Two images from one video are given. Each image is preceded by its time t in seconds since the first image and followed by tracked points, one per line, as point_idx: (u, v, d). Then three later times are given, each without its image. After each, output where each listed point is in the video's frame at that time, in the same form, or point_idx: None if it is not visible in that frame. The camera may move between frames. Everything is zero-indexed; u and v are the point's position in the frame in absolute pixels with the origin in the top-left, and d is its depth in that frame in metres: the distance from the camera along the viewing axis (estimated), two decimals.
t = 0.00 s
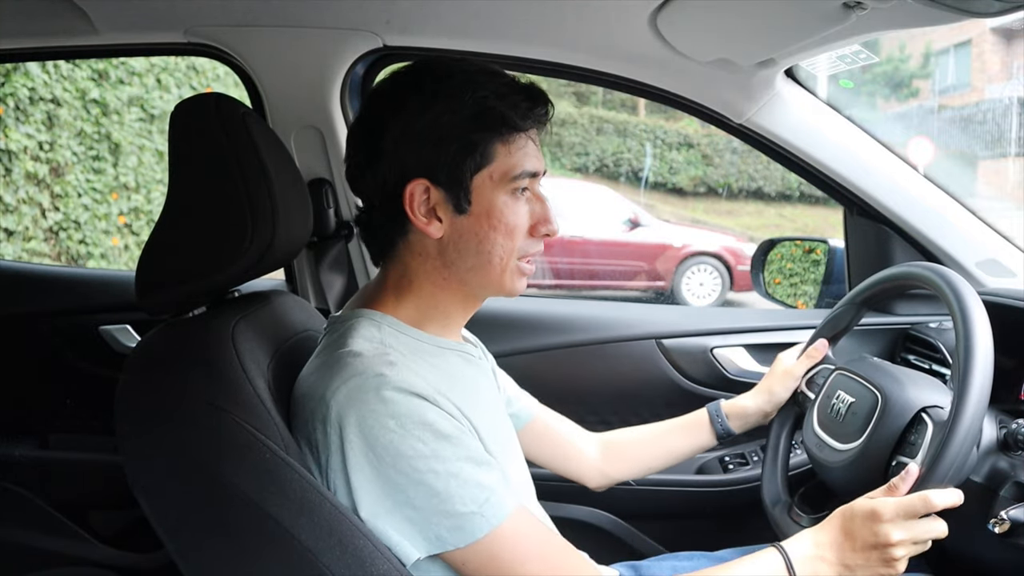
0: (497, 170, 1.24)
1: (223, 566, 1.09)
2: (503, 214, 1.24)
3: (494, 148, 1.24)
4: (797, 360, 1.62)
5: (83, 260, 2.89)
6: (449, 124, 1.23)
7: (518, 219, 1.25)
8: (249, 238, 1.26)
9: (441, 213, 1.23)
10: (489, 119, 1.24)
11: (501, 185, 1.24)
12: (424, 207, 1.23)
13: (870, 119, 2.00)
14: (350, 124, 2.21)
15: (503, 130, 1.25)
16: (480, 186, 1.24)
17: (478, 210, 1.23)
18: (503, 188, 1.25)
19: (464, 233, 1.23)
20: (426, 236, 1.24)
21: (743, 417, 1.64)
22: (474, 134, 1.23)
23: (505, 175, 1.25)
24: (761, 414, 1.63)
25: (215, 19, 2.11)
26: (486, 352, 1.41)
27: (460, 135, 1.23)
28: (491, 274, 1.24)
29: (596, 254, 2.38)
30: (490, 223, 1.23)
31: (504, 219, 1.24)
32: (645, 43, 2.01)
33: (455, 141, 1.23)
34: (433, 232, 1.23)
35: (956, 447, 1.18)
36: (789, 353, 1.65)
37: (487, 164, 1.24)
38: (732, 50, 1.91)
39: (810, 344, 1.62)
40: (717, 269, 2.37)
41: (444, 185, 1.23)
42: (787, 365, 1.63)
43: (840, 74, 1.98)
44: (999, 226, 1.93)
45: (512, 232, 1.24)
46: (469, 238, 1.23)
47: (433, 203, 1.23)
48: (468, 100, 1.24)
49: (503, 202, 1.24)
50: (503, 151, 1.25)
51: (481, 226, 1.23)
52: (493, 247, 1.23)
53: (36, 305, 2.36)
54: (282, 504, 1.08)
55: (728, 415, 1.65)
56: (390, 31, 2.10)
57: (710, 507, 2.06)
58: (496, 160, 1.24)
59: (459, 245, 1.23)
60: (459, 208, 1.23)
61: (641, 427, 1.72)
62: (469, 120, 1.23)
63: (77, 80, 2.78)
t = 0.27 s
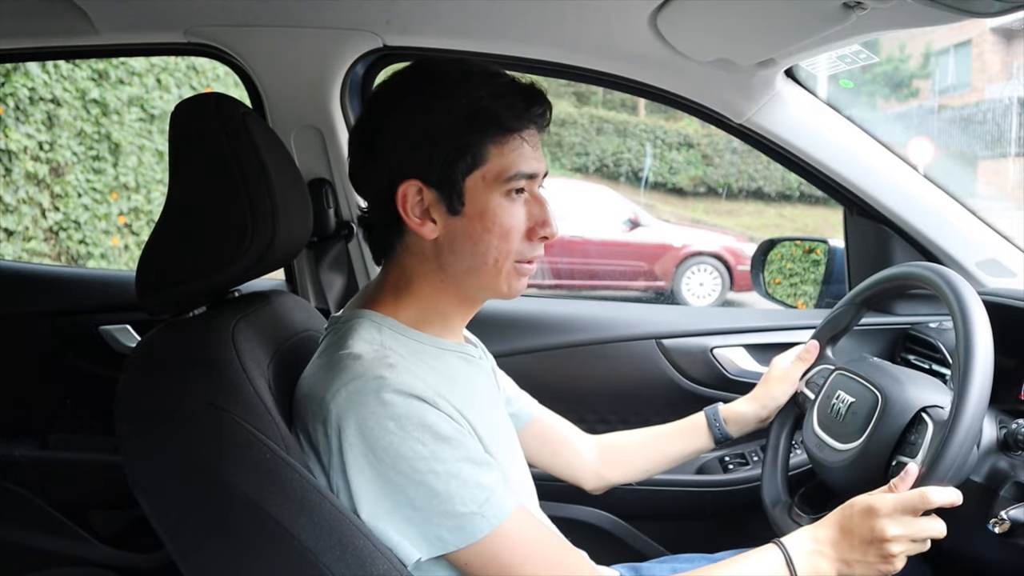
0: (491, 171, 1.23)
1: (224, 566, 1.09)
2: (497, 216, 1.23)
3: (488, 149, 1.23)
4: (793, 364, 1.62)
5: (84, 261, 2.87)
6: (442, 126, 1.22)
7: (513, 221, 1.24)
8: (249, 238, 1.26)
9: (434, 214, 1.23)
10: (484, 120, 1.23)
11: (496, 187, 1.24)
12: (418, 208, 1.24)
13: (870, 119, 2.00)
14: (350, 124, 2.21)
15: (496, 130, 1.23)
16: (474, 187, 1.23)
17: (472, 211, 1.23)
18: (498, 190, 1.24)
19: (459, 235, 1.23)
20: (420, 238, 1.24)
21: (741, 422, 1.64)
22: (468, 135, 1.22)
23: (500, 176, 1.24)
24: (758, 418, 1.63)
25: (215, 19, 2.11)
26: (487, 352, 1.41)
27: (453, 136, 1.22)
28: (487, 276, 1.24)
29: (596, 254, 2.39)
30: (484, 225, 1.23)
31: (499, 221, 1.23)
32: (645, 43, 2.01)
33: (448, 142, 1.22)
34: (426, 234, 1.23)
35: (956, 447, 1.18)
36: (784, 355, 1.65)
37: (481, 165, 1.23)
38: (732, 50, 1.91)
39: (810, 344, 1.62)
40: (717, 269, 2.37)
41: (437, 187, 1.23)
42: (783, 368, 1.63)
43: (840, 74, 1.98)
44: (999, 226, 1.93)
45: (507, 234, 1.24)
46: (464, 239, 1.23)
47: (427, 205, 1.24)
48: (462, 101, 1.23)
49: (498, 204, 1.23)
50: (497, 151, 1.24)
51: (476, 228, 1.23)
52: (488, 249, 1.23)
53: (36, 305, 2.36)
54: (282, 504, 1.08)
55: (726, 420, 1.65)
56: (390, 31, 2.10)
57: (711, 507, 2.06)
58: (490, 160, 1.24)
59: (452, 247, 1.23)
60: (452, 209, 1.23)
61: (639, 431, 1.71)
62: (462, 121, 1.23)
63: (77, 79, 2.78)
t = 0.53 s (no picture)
0: (450, 169, 1.24)
1: (223, 566, 1.09)
2: (453, 215, 1.24)
3: (447, 147, 1.24)
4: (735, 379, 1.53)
5: (83, 261, 2.91)
6: (416, 125, 1.27)
7: (475, 224, 1.24)
8: (249, 238, 1.26)
9: (405, 210, 1.29)
10: (447, 118, 1.24)
11: (455, 185, 1.24)
12: (395, 204, 1.30)
13: (870, 119, 2.00)
14: (350, 124, 2.21)
15: (462, 132, 1.24)
16: (432, 185, 1.25)
17: (431, 208, 1.26)
18: (456, 189, 1.24)
19: (423, 230, 1.26)
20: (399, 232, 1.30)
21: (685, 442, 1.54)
22: (430, 133, 1.25)
23: (460, 176, 1.24)
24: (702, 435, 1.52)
25: (215, 19, 2.11)
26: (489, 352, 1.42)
27: (421, 134, 1.26)
28: (451, 279, 1.24)
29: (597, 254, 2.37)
30: (441, 222, 1.25)
31: (458, 218, 1.24)
32: (645, 43, 2.01)
33: (421, 147, 1.26)
34: (399, 227, 1.29)
35: (956, 447, 1.19)
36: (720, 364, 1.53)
37: (439, 163, 1.25)
38: (732, 50, 1.91)
39: (810, 345, 1.62)
40: (717, 269, 2.37)
41: (408, 186, 1.28)
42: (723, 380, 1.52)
43: (840, 74, 1.98)
44: (999, 226, 1.93)
45: (462, 232, 1.24)
46: (426, 235, 1.26)
47: (400, 201, 1.29)
48: (433, 101, 1.26)
49: (456, 202, 1.24)
50: (465, 154, 1.24)
51: (433, 225, 1.25)
52: (444, 246, 1.24)
53: (35, 305, 2.36)
54: (280, 504, 1.08)
55: (671, 442, 1.55)
56: (390, 30, 2.10)
57: (711, 507, 2.06)
58: (450, 159, 1.24)
59: (418, 242, 1.27)
60: (417, 206, 1.27)
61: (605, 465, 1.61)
62: (430, 121, 1.25)
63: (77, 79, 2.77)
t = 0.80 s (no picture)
0: (456, 162, 1.25)
1: (223, 566, 1.09)
2: (459, 206, 1.25)
3: (456, 141, 1.25)
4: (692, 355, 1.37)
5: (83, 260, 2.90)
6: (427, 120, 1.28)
7: (479, 217, 1.24)
8: (249, 239, 1.26)
9: (415, 205, 1.30)
10: (456, 113, 1.25)
11: (460, 178, 1.25)
12: (405, 198, 1.31)
13: (870, 119, 2.00)
14: (350, 124, 2.21)
15: (472, 125, 1.25)
16: (440, 178, 1.26)
17: (439, 200, 1.26)
18: (463, 182, 1.25)
19: (430, 224, 1.27)
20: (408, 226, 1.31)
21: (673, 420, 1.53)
22: (440, 128, 1.26)
23: (466, 168, 1.25)
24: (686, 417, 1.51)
25: (215, 19, 2.11)
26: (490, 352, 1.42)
27: (430, 128, 1.27)
28: (454, 271, 1.24)
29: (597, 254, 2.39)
30: (447, 214, 1.25)
31: (464, 210, 1.24)
32: (645, 44, 2.01)
33: (431, 140, 1.27)
34: (409, 221, 1.31)
35: (957, 446, 1.19)
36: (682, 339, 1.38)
37: (448, 156, 1.26)
38: (732, 50, 1.91)
39: (809, 345, 1.62)
40: (717, 269, 2.38)
41: (417, 180, 1.30)
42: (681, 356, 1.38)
43: (840, 74, 1.98)
44: (999, 226, 1.94)
45: (468, 224, 1.24)
46: (434, 228, 1.27)
47: (409, 195, 1.31)
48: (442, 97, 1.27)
49: (462, 194, 1.25)
50: (474, 147, 1.25)
51: (441, 217, 1.26)
52: (451, 237, 1.24)
53: (36, 305, 2.36)
54: (281, 503, 1.08)
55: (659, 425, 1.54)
56: (390, 31, 2.10)
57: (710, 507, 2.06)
58: (457, 152, 1.25)
59: (425, 235, 1.28)
60: (426, 199, 1.28)
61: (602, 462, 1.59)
62: (439, 116, 1.27)
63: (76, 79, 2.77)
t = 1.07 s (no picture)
0: (441, 162, 1.25)
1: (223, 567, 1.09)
2: (446, 206, 1.25)
3: (441, 140, 1.25)
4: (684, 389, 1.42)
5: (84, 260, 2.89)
6: (409, 118, 1.27)
7: (466, 218, 1.25)
8: (249, 239, 1.26)
9: (398, 207, 1.29)
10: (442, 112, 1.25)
11: (445, 178, 1.25)
12: (388, 201, 1.31)
13: (870, 119, 2.00)
14: (350, 124, 2.21)
15: (454, 124, 1.25)
16: (424, 177, 1.26)
17: (423, 201, 1.26)
18: (448, 181, 1.25)
19: (416, 226, 1.27)
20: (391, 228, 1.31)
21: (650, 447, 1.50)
22: (425, 127, 1.26)
23: (450, 167, 1.25)
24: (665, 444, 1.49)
25: (214, 19, 2.11)
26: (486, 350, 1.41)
27: (413, 128, 1.26)
28: (442, 272, 1.25)
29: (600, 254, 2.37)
30: (433, 214, 1.25)
31: (450, 210, 1.25)
32: (645, 44, 2.01)
33: (413, 140, 1.27)
34: (393, 223, 1.30)
35: (956, 449, 1.19)
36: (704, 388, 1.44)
37: (432, 156, 1.26)
38: (733, 50, 1.91)
39: (810, 345, 1.62)
40: (717, 269, 2.37)
41: (401, 182, 1.29)
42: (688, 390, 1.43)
43: (839, 74, 1.97)
44: (1001, 226, 1.93)
45: (454, 224, 1.24)
46: (419, 229, 1.26)
47: (391, 197, 1.30)
48: (427, 95, 1.26)
49: (448, 193, 1.25)
50: (456, 146, 1.25)
51: (427, 218, 1.26)
52: (437, 238, 1.25)
53: (35, 305, 2.36)
54: (281, 503, 1.08)
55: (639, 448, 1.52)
56: (390, 30, 2.10)
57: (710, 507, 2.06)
58: (441, 152, 1.25)
59: (410, 237, 1.27)
60: (409, 201, 1.28)
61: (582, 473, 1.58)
62: (422, 114, 1.26)
63: (77, 79, 2.76)
